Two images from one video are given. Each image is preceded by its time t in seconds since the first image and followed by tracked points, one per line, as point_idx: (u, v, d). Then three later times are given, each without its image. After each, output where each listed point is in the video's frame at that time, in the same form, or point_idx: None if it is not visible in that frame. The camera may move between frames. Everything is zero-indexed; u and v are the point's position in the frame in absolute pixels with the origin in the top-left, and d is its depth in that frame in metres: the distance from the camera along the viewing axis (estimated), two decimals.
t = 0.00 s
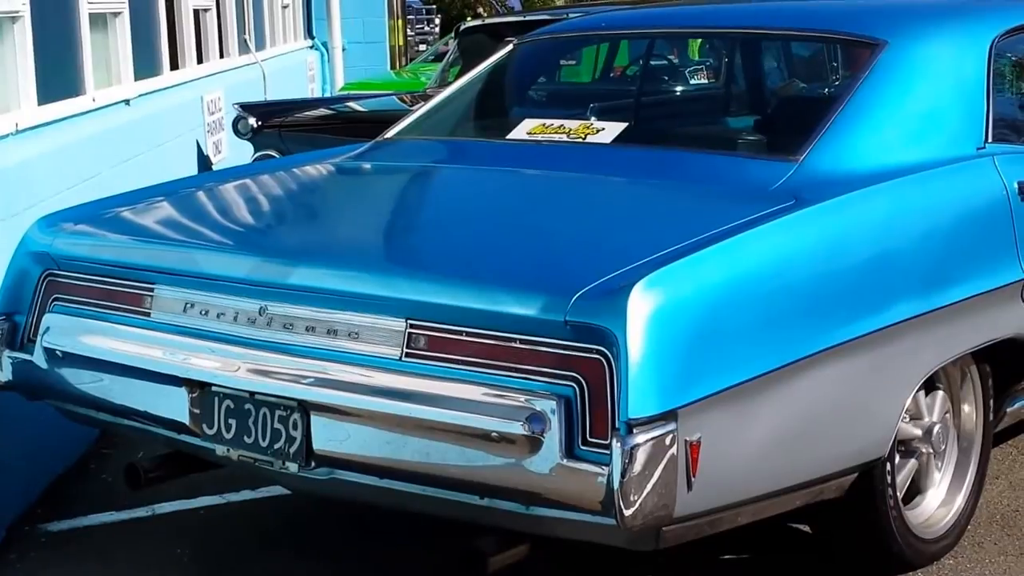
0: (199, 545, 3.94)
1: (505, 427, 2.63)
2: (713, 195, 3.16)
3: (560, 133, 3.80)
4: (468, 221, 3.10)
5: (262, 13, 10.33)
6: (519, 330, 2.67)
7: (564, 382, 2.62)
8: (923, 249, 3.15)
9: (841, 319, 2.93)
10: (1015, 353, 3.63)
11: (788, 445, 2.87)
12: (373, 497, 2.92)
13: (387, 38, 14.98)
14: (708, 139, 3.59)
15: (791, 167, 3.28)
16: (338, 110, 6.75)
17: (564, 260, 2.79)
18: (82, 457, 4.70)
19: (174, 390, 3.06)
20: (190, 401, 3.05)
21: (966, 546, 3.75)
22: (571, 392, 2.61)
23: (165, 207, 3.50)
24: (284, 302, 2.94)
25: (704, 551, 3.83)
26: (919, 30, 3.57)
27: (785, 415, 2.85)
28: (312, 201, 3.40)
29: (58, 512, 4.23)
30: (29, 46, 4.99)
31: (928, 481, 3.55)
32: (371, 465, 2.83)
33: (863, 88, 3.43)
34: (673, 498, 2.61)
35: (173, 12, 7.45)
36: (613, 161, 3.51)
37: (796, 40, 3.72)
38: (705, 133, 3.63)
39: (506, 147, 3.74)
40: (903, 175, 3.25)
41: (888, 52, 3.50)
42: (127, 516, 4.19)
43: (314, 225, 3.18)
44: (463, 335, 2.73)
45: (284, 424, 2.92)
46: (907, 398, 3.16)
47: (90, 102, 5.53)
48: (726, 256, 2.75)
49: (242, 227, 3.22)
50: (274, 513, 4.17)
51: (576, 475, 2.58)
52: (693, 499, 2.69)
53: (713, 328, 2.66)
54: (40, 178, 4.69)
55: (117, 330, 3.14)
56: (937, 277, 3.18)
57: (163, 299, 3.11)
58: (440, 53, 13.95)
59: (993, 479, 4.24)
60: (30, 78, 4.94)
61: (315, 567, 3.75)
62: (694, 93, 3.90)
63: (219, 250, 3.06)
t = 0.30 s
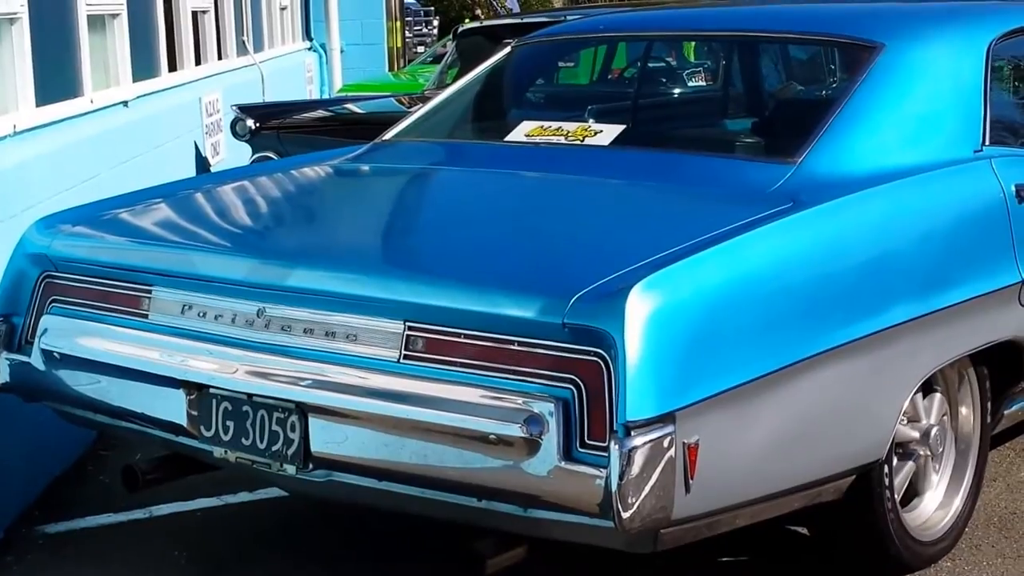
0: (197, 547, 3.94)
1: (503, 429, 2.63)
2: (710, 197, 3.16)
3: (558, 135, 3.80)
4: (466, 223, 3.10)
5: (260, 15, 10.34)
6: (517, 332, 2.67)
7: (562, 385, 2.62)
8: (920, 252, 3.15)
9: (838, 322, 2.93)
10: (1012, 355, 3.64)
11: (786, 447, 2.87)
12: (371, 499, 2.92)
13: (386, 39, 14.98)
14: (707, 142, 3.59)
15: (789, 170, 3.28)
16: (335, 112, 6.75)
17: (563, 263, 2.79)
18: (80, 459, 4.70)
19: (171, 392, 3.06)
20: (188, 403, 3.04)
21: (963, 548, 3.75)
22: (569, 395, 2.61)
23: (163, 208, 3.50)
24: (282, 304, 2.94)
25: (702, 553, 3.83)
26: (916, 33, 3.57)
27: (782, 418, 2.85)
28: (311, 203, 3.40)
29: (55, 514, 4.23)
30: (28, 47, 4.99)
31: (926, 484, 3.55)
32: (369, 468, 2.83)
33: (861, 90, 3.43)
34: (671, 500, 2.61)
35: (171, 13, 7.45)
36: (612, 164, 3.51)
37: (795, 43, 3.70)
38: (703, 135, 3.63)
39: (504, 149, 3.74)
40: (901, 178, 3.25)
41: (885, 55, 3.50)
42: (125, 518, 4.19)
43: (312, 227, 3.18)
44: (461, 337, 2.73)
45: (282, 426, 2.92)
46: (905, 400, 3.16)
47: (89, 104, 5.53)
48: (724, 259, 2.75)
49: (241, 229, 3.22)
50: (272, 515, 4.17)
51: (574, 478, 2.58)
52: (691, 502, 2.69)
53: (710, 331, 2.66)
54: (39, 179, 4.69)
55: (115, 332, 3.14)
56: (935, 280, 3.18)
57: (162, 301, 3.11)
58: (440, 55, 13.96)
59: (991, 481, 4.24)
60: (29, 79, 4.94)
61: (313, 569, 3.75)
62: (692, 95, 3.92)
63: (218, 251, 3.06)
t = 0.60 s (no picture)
0: (194, 548, 3.94)
1: (501, 431, 2.62)
2: (708, 199, 3.16)
3: (556, 137, 3.79)
4: (463, 225, 3.10)
5: (259, 16, 10.34)
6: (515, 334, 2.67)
7: (560, 387, 2.62)
8: (918, 254, 3.15)
9: (836, 324, 2.93)
10: (1010, 358, 3.64)
11: (784, 450, 2.87)
12: (369, 501, 2.92)
13: (384, 41, 14.97)
14: (705, 144, 3.59)
15: (787, 172, 3.28)
16: (334, 113, 6.76)
17: (561, 265, 2.79)
18: (78, 460, 4.70)
19: (169, 395, 3.06)
20: (186, 405, 3.04)
21: (961, 551, 3.75)
22: (567, 397, 2.61)
23: (161, 210, 3.50)
24: (280, 306, 2.93)
25: (700, 555, 3.83)
26: (914, 35, 3.57)
27: (780, 420, 2.85)
28: (309, 205, 3.40)
29: (53, 516, 4.23)
30: (26, 48, 4.99)
31: (924, 486, 3.55)
32: (367, 470, 2.83)
33: (858, 92, 3.43)
34: (669, 503, 2.62)
35: (169, 14, 7.44)
36: (610, 166, 3.51)
37: (792, 45, 3.70)
38: (701, 137, 3.63)
39: (502, 151, 3.74)
40: (899, 181, 3.25)
41: (882, 58, 3.50)
42: (122, 520, 4.18)
43: (310, 228, 3.18)
44: (459, 339, 2.73)
45: (280, 428, 2.92)
46: (902, 403, 3.17)
47: (87, 105, 5.52)
48: (721, 261, 2.75)
49: (239, 231, 3.22)
50: (270, 517, 4.17)
51: (572, 480, 2.58)
52: (689, 504, 2.69)
53: (708, 334, 2.66)
54: (37, 180, 4.69)
55: (112, 333, 3.14)
56: (932, 282, 3.18)
57: (160, 303, 3.11)
58: (439, 57, 13.98)
59: (988, 484, 4.24)
60: (27, 81, 4.94)
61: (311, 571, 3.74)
62: (690, 97, 3.88)
63: (216, 253, 3.06)
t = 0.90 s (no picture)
0: (192, 550, 3.94)
1: (498, 433, 2.62)
2: (706, 202, 3.16)
3: (554, 139, 3.79)
4: (461, 227, 3.10)
5: (256, 18, 10.33)
6: (513, 337, 2.67)
7: (557, 390, 2.62)
8: (915, 257, 3.16)
9: (833, 327, 2.93)
10: (1007, 361, 3.64)
11: (781, 453, 2.87)
12: (367, 503, 2.92)
13: (381, 42, 14.96)
14: (703, 147, 3.59)
15: (785, 174, 3.28)
16: (332, 115, 6.76)
17: (559, 267, 2.79)
18: (75, 462, 4.69)
19: (166, 397, 3.06)
20: (184, 407, 3.04)
21: (959, 553, 3.75)
22: (565, 399, 2.61)
23: (159, 212, 3.50)
24: (278, 308, 2.93)
25: (697, 557, 3.83)
26: (911, 39, 3.57)
27: (778, 423, 2.85)
28: (307, 207, 3.40)
29: (50, 518, 4.22)
30: (24, 50, 4.99)
31: (921, 488, 3.55)
32: (365, 472, 2.83)
33: (856, 95, 3.43)
34: (667, 505, 2.62)
35: (167, 15, 7.44)
36: (608, 168, 3.51)
37: (790, 48, 3.70)
38: (699, 140, 3.63)
39: (500, 154, 3.74)
40: (896, 183, 3.25)
41: (880, 60, 3.50)
42: (120, 522, 4.18)
43: (309, 230, 3.18)
44: (456, 341, 2.73)
45: (278, 430, 2.92)
46: (900, 405, 3.17)
47: (86, 107, 5.52)
48: (719, 264, 2.75)
49: (237, 233, 3.22)
50: (268, 519, 4.17)
51: (570, 482, 2.58)
52: (687, 506, 2.69)
53: (705, 336, 2.67)
54: (34, 182, 4.68)
55: (110, 335, 3.14)
56: (929, 284, 3.19)
57: (158, 304, 3.10)
58: (436, 59, 13.98)
59: (985, 486, 4.24)
60: (24, 82, 4.93)
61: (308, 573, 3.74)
62: (688, 100, 3.89)
63: (214, 255, 3.06)
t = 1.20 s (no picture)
0: (190, 552, 3.94)
1: (496, 435, 2.62)
2: (704, 204, 3.16)
3: (553, 142, 3.79)
4: (459, 230, 3.10)
5: (255, 20, 10.34)
6: (511, 339, 2.67)
7: (555, 392, 2.62)
8: (913, 259, 3.16)
9: (830, 329, 2.93)
10: (1003, 363, 3.65)
11: (779, 455, 2.88)
12: (364, 505, 2.92)
13: (380, 45, 14.96)
14: (701, 149, 3.59)
15: (783, 177, 3.28)
16: (330, 117, 6.76)
17: (556, 270, 2.79)
18: (73, 464, 4.69)
19: (164, 399, 3.06)
20: (182, 409, 3.05)
21: (956, 555, 3.75)
22: (563, 401, 2.61)
23: (157, 214, 3.50)
24: (276, 310, 2.93)
25: (695, 560, 3.83)
26: (909, 42, 3.58)
27: (775, 425, 2.85)
28: (305, 209, 3.40)
29: (48, 520, 4.22)
30: (22, 52, 4.99)
31: (919, 491, 3.54)
32: (363, 474, 2.83)
33: (854, 97, 3.43)
34: (665, 507, 2.62)
35: (166, 17, 7.44)
36: (606, 171, 3.51)
37: (788, 51, 3.71)
38: (697, 142, 3.63)
39: (498, 156, 3.74)
40: (894, 186, 3.25)
41: (878, 63, 3.51)
42: (118, 524, 4.18)
43: (307, 233, 3.18)
44: (454, 343, 2.73)
45: (275, 432, 2.92)
46: (898, 408, 3.17)
47: (83, 109, 5.52)
48: (717, 266, 2.75)
49: (235, 235, 3.22)
50: (265, 521, 4.16)
51: (568, 484, 2.59)
52: (685, 509, 2.69)
53: (703, 339, 2.67)
54: (32, 184, 4.68)
55: (108, 337, 3.14)
56: (927, 287, 3.19)
57: (155, 306, 3.10)
58: (435, 62, 13.98)
59: (983, 488, 4.24)
60: (23, 84, 4.93)
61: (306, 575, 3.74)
62: (686, 103, 3.89)
63: (212, 257, 3.06)
